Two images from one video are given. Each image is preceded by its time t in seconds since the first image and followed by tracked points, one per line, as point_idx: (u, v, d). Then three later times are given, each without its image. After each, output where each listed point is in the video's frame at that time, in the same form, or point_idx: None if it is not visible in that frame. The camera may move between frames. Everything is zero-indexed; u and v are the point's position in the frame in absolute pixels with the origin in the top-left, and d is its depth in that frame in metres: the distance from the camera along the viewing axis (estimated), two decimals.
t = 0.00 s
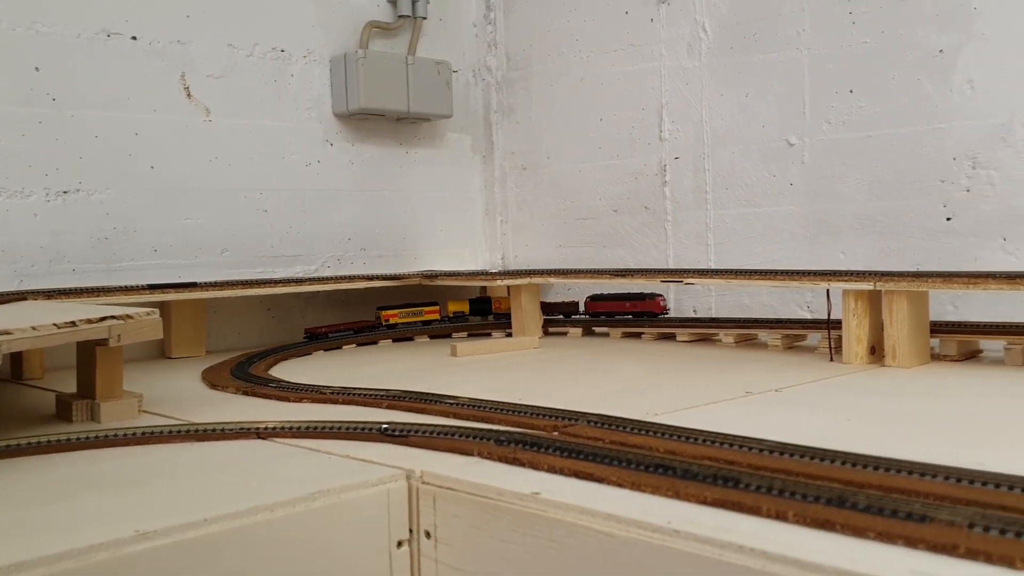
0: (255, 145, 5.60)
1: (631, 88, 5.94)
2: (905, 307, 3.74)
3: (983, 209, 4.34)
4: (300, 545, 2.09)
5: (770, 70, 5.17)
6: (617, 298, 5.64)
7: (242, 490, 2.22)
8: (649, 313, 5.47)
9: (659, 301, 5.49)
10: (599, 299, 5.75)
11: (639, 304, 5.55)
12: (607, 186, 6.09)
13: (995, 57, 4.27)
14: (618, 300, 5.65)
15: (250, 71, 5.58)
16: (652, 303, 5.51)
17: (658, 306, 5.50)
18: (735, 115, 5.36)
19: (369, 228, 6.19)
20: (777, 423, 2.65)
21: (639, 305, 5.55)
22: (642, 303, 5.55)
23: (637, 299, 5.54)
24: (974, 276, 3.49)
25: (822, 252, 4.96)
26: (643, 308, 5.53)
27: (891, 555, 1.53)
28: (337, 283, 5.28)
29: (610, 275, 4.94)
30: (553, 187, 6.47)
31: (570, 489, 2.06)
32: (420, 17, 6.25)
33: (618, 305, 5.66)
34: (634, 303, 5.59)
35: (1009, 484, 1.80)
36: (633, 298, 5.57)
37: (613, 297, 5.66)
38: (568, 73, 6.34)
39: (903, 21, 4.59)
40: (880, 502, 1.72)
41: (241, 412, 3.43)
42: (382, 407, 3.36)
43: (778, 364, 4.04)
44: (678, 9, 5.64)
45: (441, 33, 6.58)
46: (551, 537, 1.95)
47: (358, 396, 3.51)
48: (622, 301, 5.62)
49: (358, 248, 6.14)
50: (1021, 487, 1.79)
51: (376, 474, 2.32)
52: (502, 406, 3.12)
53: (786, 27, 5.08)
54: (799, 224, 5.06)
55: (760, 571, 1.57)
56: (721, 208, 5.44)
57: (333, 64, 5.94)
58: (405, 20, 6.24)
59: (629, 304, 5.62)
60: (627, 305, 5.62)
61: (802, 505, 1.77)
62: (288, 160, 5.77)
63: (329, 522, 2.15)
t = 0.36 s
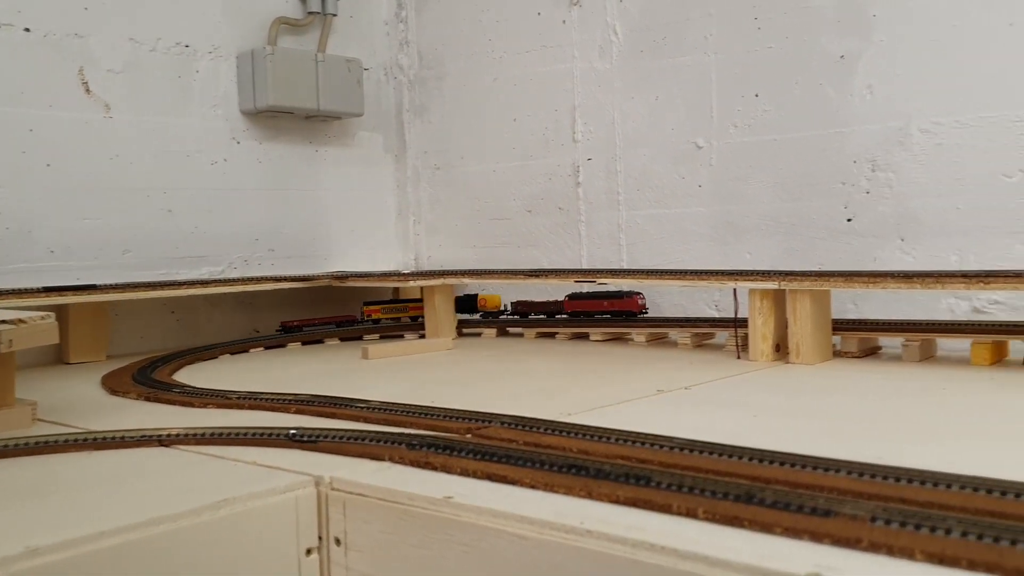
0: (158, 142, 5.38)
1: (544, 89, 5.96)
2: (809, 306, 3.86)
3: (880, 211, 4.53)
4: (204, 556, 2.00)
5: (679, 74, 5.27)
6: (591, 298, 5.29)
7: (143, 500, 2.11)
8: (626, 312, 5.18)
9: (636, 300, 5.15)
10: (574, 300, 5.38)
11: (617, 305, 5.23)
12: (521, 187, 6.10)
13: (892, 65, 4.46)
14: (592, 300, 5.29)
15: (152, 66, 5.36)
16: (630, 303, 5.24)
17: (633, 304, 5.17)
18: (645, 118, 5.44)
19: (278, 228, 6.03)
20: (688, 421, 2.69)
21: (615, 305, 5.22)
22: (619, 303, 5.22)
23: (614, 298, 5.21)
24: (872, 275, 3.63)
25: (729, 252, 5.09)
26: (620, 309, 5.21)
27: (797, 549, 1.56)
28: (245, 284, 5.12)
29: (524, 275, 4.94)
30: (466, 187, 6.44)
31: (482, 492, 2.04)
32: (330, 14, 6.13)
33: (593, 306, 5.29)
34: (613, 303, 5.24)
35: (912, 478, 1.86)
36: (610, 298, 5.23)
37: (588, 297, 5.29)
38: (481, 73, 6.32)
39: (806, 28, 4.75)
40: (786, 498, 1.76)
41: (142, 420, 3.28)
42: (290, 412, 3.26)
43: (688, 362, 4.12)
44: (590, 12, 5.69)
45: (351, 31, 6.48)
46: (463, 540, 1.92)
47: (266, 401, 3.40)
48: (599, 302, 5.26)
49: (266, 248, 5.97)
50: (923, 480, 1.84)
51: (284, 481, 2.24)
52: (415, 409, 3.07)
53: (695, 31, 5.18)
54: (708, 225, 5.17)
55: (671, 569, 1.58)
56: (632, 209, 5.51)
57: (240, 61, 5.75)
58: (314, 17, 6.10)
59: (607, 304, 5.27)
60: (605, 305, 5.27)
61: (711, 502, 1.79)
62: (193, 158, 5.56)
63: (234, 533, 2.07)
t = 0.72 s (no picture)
0: (29, 137, 5.06)
1: (439, 88, 5.92)
2: (699, 304, 3.97)
3: (765, 212, 4.70)
4: None
5: (574, 76, 5.32)
6: (558, 296, 4.91)
7: (9, 517, 1.96)
8: (592, 312, 4.87)
9: (604, 297, 4.76)
10: (538, 298, 4.99)
11: (585, 302, 4.86)
12: (416, 186, 6.04)
13: (775, 71, 4.64)
14: (558, 297, 4.91)
15: (22, 57, 5.03)
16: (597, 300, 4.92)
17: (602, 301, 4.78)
18: (540, 119, 5.48)
19: (162, 227, 5.76)
20: (586, 420, 2.71)
21: (582, 302, 4.85)
22: (589, 299, 4.86)
23: (582, 294, 4.83)
24: (758, 275, 3.75)
25: (622, 252, 5.18)
26: (589, 306, 4.82)
27: (690, 546, 1.58)
28: (128, 287, 4.85)
29: (420, 276, 4.88)
30: (360, 186, 6.32)
31: (376, 499, 1.98)
32: (217, 7, 5.91)
33: (561, 303, 4.91)
34: (581, 301, 4.87)
35: (798, 472, 1.92)
36: (578, 294, 4.86)
37: (554, 294, 4.91)
38: (375, 70, 6.21)
39: (694, 32, 4.88)
40: (679, 495, 1.78)
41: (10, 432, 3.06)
42: (175, 419, 3.11)
43: (584, 361, 4.16)
44: (484, 13, 5.68)
45: (238, 25, 6.26)
46: (356, 548, 1.86)
47: (149, 408, 3.23)
48: (568, 299, 4.89)
49: (149, 249, 5.69)
50: (810, 474, 1.90)
51: (167, 492, 2.12)
52: (307, 415, 2.97)
53: (587, 33, 5.25)
54: (602, 225, 5.25)
55: (567, 571, 1.57)
56: (528, 209, 5.54)
57: (120, 54, 5.46)
58: (200, 10, 5.86)
59: (573, 301, 4.89)
60: (573, 302, 4.89)
61: (606, 501, 1.79)
62: (68, 154, 5.25)
63: (113, 550, 1.94)
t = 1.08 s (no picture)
0: None
1: (357, 87, 5.83)
2: (617, 303, 4.01)
3: (681, 213, 4.79)
4: None
5: (494, 76, 5.32)
6: (548, 295, 4.55)
7: None
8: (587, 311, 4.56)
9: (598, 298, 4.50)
10: (525, 297, 4.64)
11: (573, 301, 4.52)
12: (333, 186, 5.93)
13: (690, 75, 4.73)
14: (547, 297, 4.55)
15: None
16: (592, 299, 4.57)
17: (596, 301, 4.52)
18: (459, 119, 5.46)
19: (66, 228, 5.50)
20: (506, 421, 2.70)
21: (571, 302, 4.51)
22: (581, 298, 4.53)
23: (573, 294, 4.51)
24: (675, 275, 3.81)
25: (542, 253, 5.20)
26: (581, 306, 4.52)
27: (609, 546, 1.59)
28: (30, 290, 4.61)
29: (338, 277, 4.79)
30: (275, 186, 6.18)
31: (291, 507, 1.93)
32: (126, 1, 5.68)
33: (551, 303, 4.56)
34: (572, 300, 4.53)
35: (714, 470, 1.95)
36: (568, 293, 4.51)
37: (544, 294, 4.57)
38: (290, 68, 6.08)
39: (611, 35, 4.94)
40: (597, 495, 1.79)
41: None
42: (80, 428, 2.96)
43: (505, 362, 4.16)
44: (402, 12, 5.62)
45: (147, 20, 6.03)
46: (269, 558, 1.81)
47: (52, 416, 3.07)
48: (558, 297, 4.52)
49: (52, 251, 5.43)
50: (725, 471, 1.93)
51: (70, 504, 2.02)
52: (219, 421, 2.88)
53: (506, 34, 5.26)
54: (521, 225, 5.26)
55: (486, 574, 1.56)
56: (448, 210, 5.51)
57: (21, 48, 5.19)
58: (107, 4, 5.62)
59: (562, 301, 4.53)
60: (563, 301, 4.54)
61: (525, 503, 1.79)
62: None
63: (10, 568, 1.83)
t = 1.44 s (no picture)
0: None
1: (283, 86, 5.72)
2: (550, 307, 4.03)
3: (610, 215, 4.83)
4: None
5: (424, 78, 5.29)
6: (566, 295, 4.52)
7: None
8: (599, 313, 4.57)
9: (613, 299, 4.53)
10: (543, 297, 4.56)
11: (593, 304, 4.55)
12: (259, 188, 5.80)
13: (618, 79, 4.79)
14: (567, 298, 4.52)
15: None
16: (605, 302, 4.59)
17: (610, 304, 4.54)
18: (389, 120, 5.40)
19: None
20: (436, 426, 2.67)
21: (590, 305, 4.54)
22: (600, 300, 4.55)
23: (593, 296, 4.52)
24: (605, 277, 3.84)
25: (473, 255, 5.18)
26: (600, 308, 4.55)
27: (541, 550, 1.58)
28: None
29: (263, 281, 4.68)
30: (198, 187, 6.01)
31: (215, 517, 1.87)
32: None
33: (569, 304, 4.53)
34: (591, 301, 4.54)
35: (644, 471, 1.97)
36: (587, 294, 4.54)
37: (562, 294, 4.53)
38: (213, 66, 5.93)
39: (540, 37, 4.96)
40: (529, 499, 1.78)
41: None
42: None
43: (436, 366, 4.13)
44: (329, 12, 5.54)
45: (63, 16, 5.80)
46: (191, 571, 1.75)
47: None
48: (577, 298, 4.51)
49: None
50: (655, 472, 1.95)
51: None
52: (141, 429, 2.78)
53: (435, 34, 5.23)
54: (452, 227, 5.23)
55: None
56: (377, 212, 5.44)
57: None
58: None
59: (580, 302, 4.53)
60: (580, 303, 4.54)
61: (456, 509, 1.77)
62: None
63: None
